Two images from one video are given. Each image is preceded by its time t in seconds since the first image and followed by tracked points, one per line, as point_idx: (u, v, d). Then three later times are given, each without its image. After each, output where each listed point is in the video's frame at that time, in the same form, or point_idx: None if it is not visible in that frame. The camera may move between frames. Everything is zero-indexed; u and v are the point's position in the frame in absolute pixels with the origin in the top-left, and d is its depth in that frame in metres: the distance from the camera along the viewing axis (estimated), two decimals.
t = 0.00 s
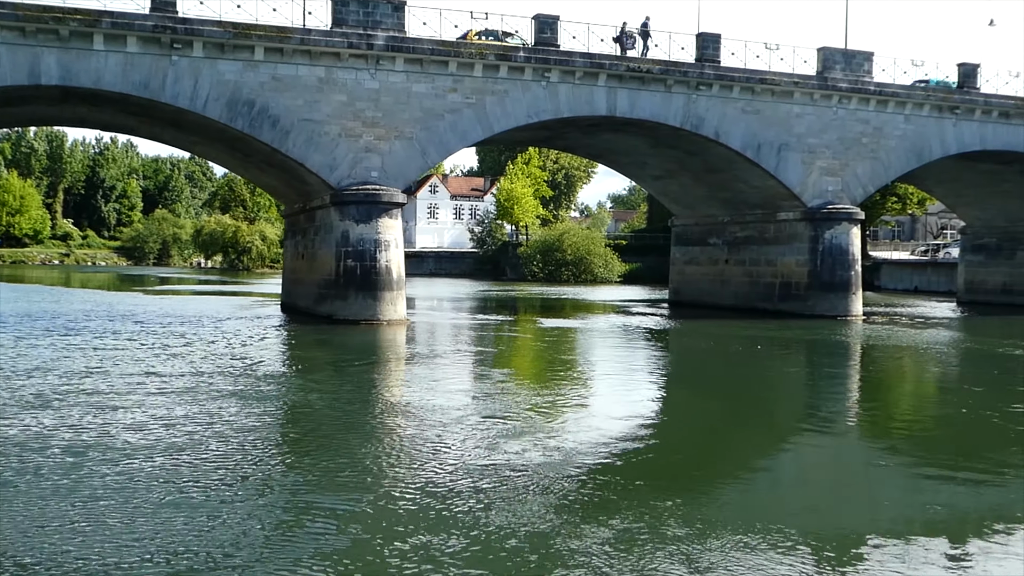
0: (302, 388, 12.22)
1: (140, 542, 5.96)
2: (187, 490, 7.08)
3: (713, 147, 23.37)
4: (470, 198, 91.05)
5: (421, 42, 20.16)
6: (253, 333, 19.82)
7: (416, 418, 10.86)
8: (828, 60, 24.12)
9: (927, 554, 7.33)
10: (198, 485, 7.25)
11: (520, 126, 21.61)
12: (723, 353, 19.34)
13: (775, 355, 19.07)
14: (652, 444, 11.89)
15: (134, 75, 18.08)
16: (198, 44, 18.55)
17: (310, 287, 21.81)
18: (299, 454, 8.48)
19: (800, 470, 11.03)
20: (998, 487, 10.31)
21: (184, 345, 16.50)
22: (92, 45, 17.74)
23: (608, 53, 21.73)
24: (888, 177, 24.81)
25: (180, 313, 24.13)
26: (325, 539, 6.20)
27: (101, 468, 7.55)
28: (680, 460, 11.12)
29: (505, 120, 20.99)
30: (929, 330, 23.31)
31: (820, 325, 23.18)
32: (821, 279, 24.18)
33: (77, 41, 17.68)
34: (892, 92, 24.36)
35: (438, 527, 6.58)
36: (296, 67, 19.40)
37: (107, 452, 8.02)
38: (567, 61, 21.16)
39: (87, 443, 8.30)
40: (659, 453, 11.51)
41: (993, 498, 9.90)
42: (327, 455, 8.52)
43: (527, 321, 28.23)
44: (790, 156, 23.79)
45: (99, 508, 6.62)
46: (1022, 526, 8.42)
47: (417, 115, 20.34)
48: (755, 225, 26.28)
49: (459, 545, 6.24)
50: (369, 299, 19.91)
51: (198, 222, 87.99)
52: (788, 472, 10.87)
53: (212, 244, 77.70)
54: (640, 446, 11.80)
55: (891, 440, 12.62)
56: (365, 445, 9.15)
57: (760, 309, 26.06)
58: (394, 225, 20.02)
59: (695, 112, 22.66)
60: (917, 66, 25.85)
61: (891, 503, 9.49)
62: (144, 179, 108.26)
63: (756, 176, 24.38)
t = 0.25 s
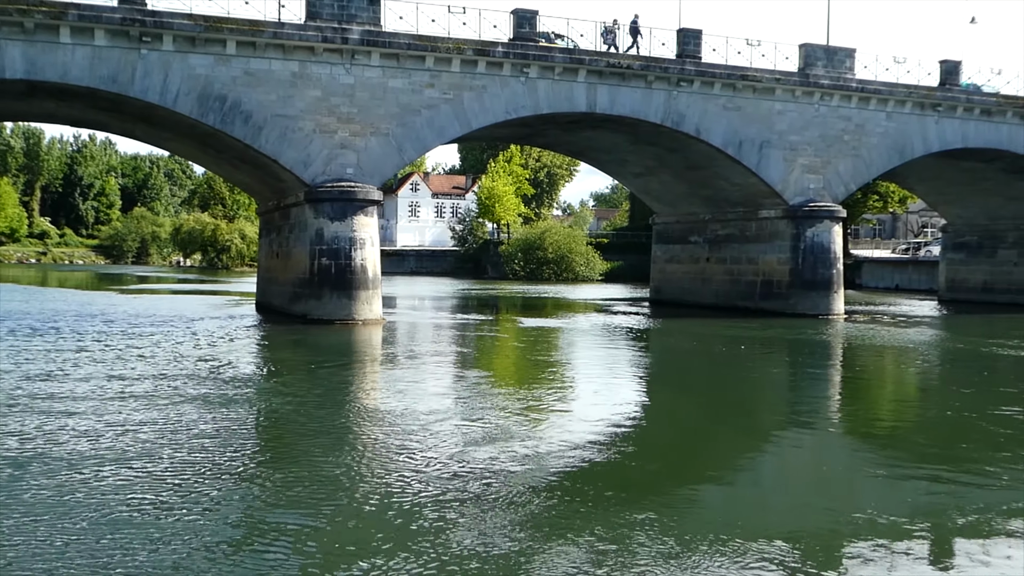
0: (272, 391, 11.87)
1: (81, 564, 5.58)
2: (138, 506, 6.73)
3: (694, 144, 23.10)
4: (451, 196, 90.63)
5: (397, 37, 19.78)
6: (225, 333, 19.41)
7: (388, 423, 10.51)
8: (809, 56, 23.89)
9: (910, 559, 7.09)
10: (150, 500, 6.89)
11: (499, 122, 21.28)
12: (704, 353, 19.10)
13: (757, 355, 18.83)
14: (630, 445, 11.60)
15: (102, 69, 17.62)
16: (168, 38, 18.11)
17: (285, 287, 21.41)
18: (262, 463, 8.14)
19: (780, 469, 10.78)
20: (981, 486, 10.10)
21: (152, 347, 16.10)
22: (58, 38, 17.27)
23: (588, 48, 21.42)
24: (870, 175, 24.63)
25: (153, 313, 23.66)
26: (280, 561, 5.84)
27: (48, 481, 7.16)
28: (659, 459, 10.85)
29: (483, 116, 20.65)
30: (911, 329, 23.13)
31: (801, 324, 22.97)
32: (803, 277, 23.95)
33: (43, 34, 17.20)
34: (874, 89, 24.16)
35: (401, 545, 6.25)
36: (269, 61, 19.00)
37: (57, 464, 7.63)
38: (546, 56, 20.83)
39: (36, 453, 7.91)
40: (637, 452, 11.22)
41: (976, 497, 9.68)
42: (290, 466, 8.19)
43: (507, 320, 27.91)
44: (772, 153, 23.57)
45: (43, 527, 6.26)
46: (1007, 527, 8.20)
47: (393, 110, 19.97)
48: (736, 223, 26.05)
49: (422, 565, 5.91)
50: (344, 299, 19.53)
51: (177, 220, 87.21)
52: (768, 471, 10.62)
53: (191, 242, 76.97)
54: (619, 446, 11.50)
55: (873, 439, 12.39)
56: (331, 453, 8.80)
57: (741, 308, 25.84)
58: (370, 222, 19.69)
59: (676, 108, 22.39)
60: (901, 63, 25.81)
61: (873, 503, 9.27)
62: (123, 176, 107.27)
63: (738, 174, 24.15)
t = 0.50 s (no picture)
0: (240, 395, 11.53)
1: None
2: (81, 526, 6.39)
3: (675, 140, 22.83)
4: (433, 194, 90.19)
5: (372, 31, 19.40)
6: (197, 333, 18.99)
7: (357, 428, 10.17)
8: (791, 52, 23.65)
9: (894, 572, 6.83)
10: (95, 519, 6.54)
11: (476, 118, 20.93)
12: (685, 353, 18.84)
13: (738, 355, 18.57)
14: (609, 444, 11.29)
15: (68, 63, 17.15)
16: (136, 31, 17.68)
17: (259, 285, 20.99)
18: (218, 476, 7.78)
19: (760, 470, 10.52)
20: (962, 486, 9.92)
21: (119, 349, 15.70)
22: (23, 30, 16.78)
23: (567, 43, 21.11)
24: (852, 172, 24.41)
25: (124, 313, 23.19)
26: None
27: None
28: (637, 459, 10.57)
29: (460, 112, 20.30)
30: (893, 328, 22.96)
31: (783, 323, 22.76)
32: (785, 276, 23.71)
33: (6, 26, 16.72)
34: (855, 85, 23.95)
35: (359, 569, 5.92)
36: (241, 55, 18.59)
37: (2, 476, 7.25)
38: (524, 51, 20.50)
39: None
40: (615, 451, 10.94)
41: (959, 498, 9.46)
42: (249, 477, 7.83)
43: (486, 321, 27.58)
44: (753, 150, 23.34)
45: None
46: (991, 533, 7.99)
47: (369, 106, 19.59)
48: (717, 220, 25.81)
49: None
50: (318, 298, 19.12)
51: (156, 219, 86.39)
52: (747, 472, 10.37)
53: (170, 241, 76.26)
54: (597, 446, 11.19)
55: (854, 438, 12.17)
56: (294, 463, 8.45)
57: (723, 307, 25.60)
58: (345, 220, 19.29)
59: (656, 104, 22.11)
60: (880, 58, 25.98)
61: (853, 506, 9.04)
62: (101, 174, 106.25)
63: (719, 171, 23.90)
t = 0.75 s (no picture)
0: (210, 400, 11.16)
1: None
2: (29, 551, 6.04)
3: (660, 136, 22.54)
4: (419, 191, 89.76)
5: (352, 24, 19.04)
6: (174, 333, 18.58)
7: (331, 435, 9.82)
8: (777, 47, 23.39)
9: None
10: (45, 543, 6.18)
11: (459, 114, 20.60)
12: (670, 352, 18.56)
13: (724, 354, 18.29)
14: (591, 446, 10.98)
15: (39, 56, 16.72)
16: (109, 24, 17.26)
17: (237, 284, 20.58)
18: (179, 490, 7.41)
19: (747, 470, 10.24)
20: (952, 488, 9.68)
21: (92, 353, 15.32)
22: None
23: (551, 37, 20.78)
24: (839, 169, 24.18)
25: (100, 312, 22.74)
26: None
27: None
28: (620, 459, 10.28)
29: (442, 107, 19.96)
30: (880, 326, 22.74)
31: (770, 321, 22.50)
32: (772, 273, 23.43)
33: None
34: (843, 81, 23.70)
35: None
36: (217, 49, 18.19)
37: None
38: (507, 45, 20.17)
39: None
40: (598, 451, 10.63)
41: (950, 500, 9.21)
42: (210, 492, 7.48)
43: (471, 319, 27.23)
44: (739, 146, 23.07)
45: None
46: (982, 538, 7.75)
47: (349, 101, 19.22)
48: (704, 217, 25.53)
49: None
50: (297, 296, 18.73)
51: (140, 216, 85.66)
52: (734, 473, 10.09)
53: (153, 238, 75.62)
54: (580, 446, 10.88)
55: (842, 438, 11.90)
56: (259, 474, 8.10)
57: (709, 305, 25.33)
58: (324, 217, 18.91)
59: (642, 100, 21.81)
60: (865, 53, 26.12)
61: (842, 507, 8.77)
62: (85, 171, 105.35)
63: (705, 167, 23.63)
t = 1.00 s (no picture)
0: (190, 409, 10.86)
1: None
2: None
3: (657, 131, 22.22)
4: (416, 188, 89.43)
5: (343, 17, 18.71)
6: (162, 332, 18.28)
7: (314, 443, 9.52)
8: (775, 41, 23.05)
9: None
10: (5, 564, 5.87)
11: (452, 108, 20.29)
12: (668, 351, 18.26)
13: (721, 353, 17.99)
14: (584, 446, 10.67)
15: (23, 49, 16.38)
16: (95, 16, 16.93)
17: (228, 281, 20.25)
18: (151, 506, 7.09)
19: (743, 471, 9.97)
20: (955, 487, 9.42)
21: (77, 359, 15.04)
22: None
23: (545, 31, 20.46)
24: (839, 164, 23.88)
25: (90, 310, 22.39)
26: None
27: None
28: (613, 461, 9.99)
29: (435, 101, 19.65)
30: (880, 323, 22.45)
31: (768, 319, 22.21)
32: (770, 270, 23.14)
33: None
34: (842, 75, 23.38)
35: None
36: (206, 42, 17.86)
37: None
38: (501, 38, 19.85)
39: None
40: (589, 451, 10.34)
41: (953, 500, 8.95)
42: (181, 505, 7.17)
43: (466, 317, 26.91)
44: (737, 141, 22.76)
45: None
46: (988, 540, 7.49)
47: (340, 96, 18.91)
48: (701, 213, 25.23)
49: None
50: (287, 294, 18.40)
51: (136, 213, 85.28)
52: (730, 474, 9.81)
53: (150, 235, 75.25)
54: (573, 448, 10.57)
55: (840, 437, 11.65)
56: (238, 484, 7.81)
57: (707, 302, 25.03)
58: (315, 213, 18.58)
59: (638, 94, 21.49)
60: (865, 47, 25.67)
61: (839, 509, 8.52)
62: (81, 168, 104.94)
63: (702, 163, 23.31)
